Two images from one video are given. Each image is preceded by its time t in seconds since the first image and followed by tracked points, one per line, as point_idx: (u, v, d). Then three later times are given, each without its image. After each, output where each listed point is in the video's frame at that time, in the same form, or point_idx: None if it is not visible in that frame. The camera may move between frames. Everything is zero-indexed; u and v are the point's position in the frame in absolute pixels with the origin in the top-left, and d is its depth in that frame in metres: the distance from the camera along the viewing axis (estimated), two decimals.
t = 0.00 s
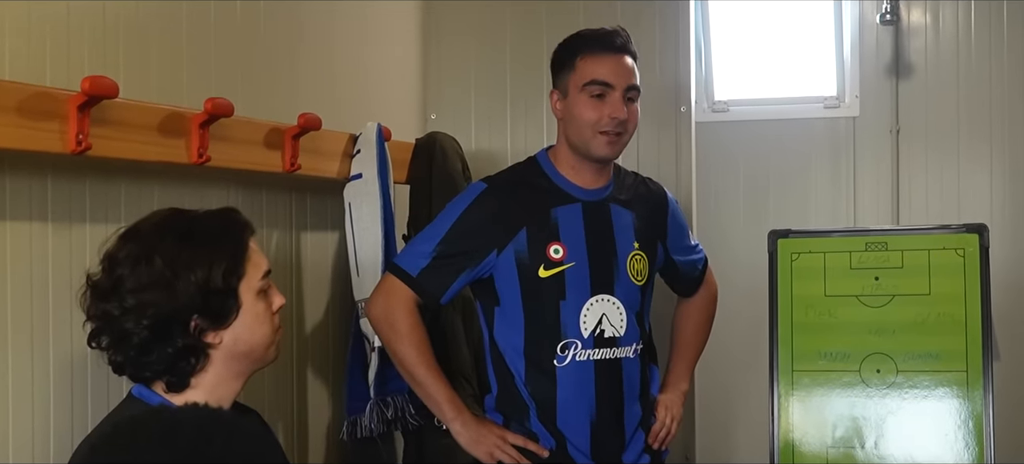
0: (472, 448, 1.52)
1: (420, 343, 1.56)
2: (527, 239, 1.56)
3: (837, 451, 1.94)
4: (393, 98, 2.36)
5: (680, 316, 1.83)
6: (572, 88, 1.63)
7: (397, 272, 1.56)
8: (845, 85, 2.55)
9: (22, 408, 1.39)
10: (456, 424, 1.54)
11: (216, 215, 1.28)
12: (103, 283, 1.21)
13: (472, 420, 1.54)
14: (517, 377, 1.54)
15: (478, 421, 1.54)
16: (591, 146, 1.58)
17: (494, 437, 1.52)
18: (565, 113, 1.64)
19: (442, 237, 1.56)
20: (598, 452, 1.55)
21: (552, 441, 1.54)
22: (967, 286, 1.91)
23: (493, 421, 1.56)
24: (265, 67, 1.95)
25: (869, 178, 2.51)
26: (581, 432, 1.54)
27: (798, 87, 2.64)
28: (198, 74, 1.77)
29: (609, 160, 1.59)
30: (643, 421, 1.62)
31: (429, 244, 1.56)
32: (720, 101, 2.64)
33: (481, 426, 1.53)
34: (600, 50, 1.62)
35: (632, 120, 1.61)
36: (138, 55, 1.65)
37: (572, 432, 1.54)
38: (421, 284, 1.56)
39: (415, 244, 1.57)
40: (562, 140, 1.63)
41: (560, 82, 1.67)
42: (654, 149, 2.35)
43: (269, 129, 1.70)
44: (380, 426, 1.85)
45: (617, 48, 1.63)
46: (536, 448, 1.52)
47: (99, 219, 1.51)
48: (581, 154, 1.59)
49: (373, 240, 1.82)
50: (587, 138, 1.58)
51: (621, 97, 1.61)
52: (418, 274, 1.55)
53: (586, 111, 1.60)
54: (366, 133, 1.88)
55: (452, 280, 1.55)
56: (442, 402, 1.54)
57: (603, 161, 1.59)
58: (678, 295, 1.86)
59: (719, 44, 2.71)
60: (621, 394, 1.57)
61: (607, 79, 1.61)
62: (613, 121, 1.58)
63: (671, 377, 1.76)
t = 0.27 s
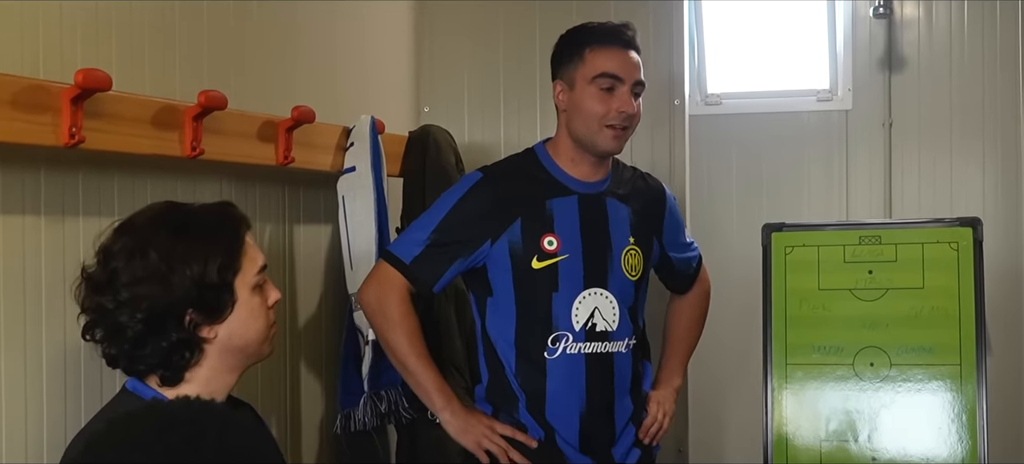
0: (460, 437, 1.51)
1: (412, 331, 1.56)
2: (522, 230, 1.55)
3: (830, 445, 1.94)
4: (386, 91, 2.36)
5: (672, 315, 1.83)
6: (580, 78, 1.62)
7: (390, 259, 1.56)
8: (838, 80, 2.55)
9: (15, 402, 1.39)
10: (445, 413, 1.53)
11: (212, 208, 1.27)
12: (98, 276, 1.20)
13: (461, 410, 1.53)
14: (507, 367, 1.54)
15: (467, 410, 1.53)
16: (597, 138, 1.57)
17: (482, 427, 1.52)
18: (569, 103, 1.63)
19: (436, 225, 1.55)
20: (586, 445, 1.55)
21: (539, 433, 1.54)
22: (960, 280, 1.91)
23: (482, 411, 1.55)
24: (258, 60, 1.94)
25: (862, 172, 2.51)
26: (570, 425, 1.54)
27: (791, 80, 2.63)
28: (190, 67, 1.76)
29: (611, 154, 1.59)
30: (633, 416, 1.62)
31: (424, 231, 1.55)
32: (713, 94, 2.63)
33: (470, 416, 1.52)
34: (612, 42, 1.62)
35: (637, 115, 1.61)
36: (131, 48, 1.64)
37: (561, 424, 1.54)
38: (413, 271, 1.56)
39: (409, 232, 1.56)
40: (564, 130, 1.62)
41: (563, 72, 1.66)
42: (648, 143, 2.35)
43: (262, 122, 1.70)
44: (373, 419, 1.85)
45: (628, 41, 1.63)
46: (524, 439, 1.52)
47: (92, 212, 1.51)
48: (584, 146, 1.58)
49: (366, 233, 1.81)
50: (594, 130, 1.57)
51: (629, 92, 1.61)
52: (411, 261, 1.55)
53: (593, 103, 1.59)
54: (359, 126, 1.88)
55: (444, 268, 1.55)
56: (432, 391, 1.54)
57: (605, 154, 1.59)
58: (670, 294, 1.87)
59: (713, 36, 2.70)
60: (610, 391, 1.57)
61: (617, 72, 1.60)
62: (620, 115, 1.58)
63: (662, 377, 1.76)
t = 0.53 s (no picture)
0: (442, 424, 1.53)
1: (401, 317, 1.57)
2: (516, 221, 1.55)
3: (827, 438, 1.94)
4: (384, 83, 2.35)
5: (674, 309, 1.83)
6: (596, 70, 1.62)
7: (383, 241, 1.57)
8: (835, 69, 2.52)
9: (13, 395, 1.39)
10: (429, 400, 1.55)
11: (211, 201, 1.26)
12: (95, 267, 1.20)
13: (445, 396, 1.54)
14: (494, 357, 1.55)
15: (451, 397, 1.55)
16: (607, 130, 1.57)
17: (466, 415, 1.53)
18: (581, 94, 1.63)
19: (431, 209, 1.56)
20: (569, 437, 1.56)
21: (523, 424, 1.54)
22: (958, 273, 1.91)
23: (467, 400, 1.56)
24: (256, 53, 1.94)
25: (858, 165, 2.50)
26: (552, 417, 1.54)
27: (788, 74, 2.63)
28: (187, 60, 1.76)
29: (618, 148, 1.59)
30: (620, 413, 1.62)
31: (417, 216, 1.56)
32: (710, 87, 2.63)
33: (454, 403, 1.54)
34: (632, 38, 1.63)
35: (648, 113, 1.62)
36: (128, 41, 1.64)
37: (544, 416, 1.54)
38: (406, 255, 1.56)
39: (403, 215, 1.57)
40: (573, 119, 1.61)
41: (577, 63, 1.66)
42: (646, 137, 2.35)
43: (260, 115, 1.70)
44: (371, 412, 1.86)
45: (647, 40, 1.64)
46: (508, 427, 1.53)
47: (90, 205, 1.50)
48: (591, 136, 1.58)
49: (364, 226, 1.81)
50: (605, 122, 1.57)
51: (643, 88, 1.61)
52: (404, 246, 1.56)
53: (606, 95, 1.59)
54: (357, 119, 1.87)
55: (437, 255, 1.56)
56: (418, 377, 1.55)
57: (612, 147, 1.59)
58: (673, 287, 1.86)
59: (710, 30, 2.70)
60: (598, 387, 1.56)
61: (633, 67, 1.61)
62: (632, 110, 1.59)
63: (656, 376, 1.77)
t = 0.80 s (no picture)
0: (444, 436, 1.49)
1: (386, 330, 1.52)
2: (501, 225, 1.54)
3: (823, 437, 1.95)
4: (380, 82, 2.35)
5: (648, 295, 1.83)
6: (589, 68, 1.60)
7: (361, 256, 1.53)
8: (830, 70, 2.54)
9: (9, 395, 1.39)
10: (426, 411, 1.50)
11: (209, 201, 1.27)
12: (87, 260, 1.20)
13: (442, 407, 1.50)
14: (488, 364, 1.53)
15: (448, 407, 1.51)
16: (598, 134, 1.59)
17: (467, 425, 1.50)
18: (571, 89, 1.61)
19: (412, 218, 1.52)
20: (571, 441, 1.55)
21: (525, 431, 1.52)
22: (953, 273, 1.92)
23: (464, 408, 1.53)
24: (251, 52, 1.94)
25: (854, 165, 2.51)
26: (554, 422, 1.53)
27: (783, 73, 2.63)
28: (183, 60, 1.76)
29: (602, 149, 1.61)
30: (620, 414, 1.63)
31: (395, 227, 1.52)
32: (706, 86, 2.63)
33: (453, 412, 1.50)
34: (624, 39, 1.63)
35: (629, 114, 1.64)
36: (123, 41, 1.64)
37: (545, 422, 1.53)
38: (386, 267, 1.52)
39: (379, 226, 1.53)
40: (562, 116, 1.60)
41: (565, 53, 1.63)
42: (642, 136, 2.36)
43: (256, 114, 1.69)
44: (367, 412, 1.85)
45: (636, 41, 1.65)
46: (511, 435, 1.51)
47: (86, 205, 1.50)
48: (580, 137, 1.59)
49: (360, 225, 1.81)
50: (598, 126, 1.58)
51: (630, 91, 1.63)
52: (385, 258, 1.52)
53: (601, 96, 1.60)
54: (353, 117, 1.87)
55: (421, 265, 1.53)
56: (413, 389, 1.50)
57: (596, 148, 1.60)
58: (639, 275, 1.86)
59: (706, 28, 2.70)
60: (594, 388, 1.56)
61: (627, 71, 1.62)
62: (621, 114, 1.61)
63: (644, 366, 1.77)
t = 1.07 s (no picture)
0: (453, 454, 1.45)
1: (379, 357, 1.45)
2: (492, 243, 1.51)
3: (816, 439, 1.95)
4: (372, 85, 2.35)
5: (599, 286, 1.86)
6: (592, 85, 1.58)
7: (349, 281, 1.45)
8: (821, 72, 2.55)
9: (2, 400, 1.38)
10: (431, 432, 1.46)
11: (204, 207, 1.27)
12: (80, 262, 1.19)
13: (447, 424, 1.47)
14: (482, 380, 1.51)
15: (451, 423, 1.47)
16: (588, 149, 1.60)
17: (474, 437, 1.47)
18: (572, 105, 1.58)
19: (404, 242, 1.47)
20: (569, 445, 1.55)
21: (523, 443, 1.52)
22: (945, 274, 1.92)
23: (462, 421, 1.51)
24: (243, 55, 1.94)
25: (846, 166, 2.51)
26: (550, 430, 1.54)
27: (774, 75, 2.64)
28: (175, 63, 1.76)
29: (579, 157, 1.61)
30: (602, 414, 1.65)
31: (384, 254, 1.46)
32: (698, 88, 2.63)
33: (459, 428, 1.47)
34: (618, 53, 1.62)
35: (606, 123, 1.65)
36: (114, 45, 1.64)
37: (542, 430, 1.54)
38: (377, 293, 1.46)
39: (365, 252, 1.46)
40: (560, 132, 1.57)
41: (564, 66, 1.59)
42: (634, 138, 2.36)
43: (248, 118, 1.69)
44: (361, 414, 1.84)
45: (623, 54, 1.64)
46: (515, 442, 1.50)
47: (78, 210, 1.50)
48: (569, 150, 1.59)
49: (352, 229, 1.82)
50: (590, 143, 1.59)
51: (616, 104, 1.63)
52: (377, 285, 1.46)
53: (599, 114, 1.59)
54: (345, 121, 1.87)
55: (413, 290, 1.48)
56: (417, 412, 1.45)
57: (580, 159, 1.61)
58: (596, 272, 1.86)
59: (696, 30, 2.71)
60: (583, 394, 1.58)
61: (620, 88, 1.61)
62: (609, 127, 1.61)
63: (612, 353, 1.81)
